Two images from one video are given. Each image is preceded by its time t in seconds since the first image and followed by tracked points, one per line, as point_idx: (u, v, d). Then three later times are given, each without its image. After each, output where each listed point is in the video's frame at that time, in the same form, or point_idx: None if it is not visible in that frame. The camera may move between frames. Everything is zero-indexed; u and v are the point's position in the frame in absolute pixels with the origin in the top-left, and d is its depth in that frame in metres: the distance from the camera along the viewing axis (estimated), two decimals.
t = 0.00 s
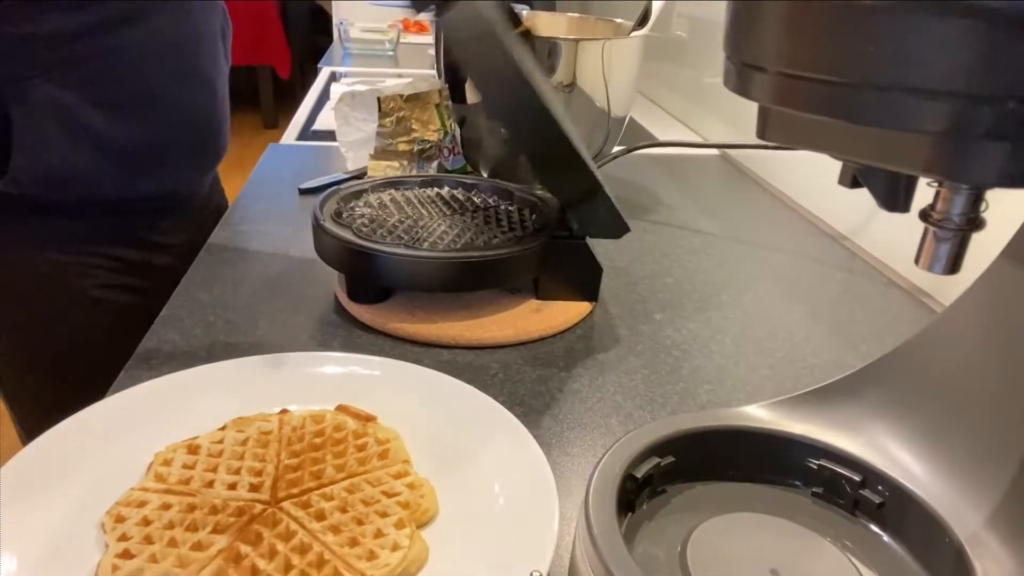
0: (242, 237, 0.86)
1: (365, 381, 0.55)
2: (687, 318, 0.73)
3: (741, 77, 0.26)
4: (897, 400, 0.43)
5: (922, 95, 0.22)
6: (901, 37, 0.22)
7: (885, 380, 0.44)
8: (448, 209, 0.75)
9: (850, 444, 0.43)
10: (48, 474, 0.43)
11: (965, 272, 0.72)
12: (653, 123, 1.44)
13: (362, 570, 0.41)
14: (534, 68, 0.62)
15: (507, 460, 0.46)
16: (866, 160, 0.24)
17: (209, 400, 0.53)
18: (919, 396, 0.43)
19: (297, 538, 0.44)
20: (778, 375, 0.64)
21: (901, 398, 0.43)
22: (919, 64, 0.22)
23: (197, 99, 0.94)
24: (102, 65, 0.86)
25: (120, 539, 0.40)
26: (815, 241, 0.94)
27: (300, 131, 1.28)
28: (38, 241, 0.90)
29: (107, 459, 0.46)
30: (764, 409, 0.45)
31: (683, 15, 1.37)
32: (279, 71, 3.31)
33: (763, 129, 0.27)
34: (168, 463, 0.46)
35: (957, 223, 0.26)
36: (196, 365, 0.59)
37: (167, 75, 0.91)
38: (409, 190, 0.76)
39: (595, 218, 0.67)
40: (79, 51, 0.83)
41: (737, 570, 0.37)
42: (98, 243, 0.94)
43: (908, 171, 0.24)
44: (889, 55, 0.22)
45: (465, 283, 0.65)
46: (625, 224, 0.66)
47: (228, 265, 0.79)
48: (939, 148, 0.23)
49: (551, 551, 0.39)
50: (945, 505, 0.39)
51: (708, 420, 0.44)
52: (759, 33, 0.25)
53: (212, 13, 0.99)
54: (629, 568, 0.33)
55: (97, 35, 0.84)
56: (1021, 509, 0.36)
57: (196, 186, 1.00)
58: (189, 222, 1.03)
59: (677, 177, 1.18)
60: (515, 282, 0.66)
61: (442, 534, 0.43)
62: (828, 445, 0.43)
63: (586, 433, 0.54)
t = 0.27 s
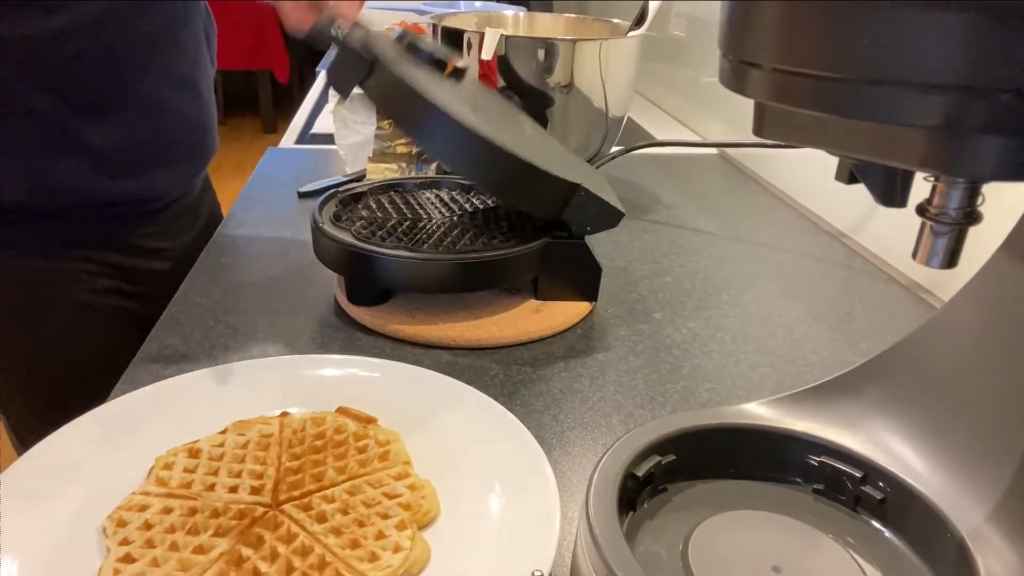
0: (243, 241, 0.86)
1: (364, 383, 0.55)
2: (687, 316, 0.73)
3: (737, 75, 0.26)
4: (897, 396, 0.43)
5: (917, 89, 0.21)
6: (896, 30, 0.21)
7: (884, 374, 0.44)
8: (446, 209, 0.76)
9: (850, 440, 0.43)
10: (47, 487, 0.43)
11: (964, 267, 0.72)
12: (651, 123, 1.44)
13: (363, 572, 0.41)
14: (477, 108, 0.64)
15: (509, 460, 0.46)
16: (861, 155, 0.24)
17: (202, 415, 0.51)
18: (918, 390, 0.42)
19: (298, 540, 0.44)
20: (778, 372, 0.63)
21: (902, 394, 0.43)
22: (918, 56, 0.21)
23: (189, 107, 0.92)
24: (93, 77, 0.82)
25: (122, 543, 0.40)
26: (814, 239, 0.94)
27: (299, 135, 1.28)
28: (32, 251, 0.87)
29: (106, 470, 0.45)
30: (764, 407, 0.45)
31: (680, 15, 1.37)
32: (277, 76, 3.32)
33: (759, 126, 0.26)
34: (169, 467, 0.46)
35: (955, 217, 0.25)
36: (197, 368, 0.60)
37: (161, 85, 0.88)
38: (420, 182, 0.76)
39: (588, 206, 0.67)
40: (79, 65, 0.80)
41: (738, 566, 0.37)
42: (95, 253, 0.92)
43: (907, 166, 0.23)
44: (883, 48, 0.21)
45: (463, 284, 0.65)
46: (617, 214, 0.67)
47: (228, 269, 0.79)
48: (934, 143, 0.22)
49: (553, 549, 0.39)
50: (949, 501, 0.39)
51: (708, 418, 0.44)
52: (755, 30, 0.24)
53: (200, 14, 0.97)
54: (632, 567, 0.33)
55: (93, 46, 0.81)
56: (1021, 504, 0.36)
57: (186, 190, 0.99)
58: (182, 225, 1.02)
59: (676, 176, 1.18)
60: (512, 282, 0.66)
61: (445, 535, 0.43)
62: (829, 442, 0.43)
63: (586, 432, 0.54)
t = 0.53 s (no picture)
0: (242, 241, 0.86)
1: (364, 383, 0.55)
2: (687, 316, 0.73)
3: (737, 74, 0.26)
4: (897, 396, 0.43)
5: (916, 88, 0.21)
6: (896, 29, 0.21)
7: (884, 373, 0.44)
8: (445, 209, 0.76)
9: (850, 439, 0.43)
10: (47, 487, 0.43)
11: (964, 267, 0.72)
12: (651, 122, 1.44)
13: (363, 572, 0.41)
14: (455, 150, 0.65)
15: (509, 460, 0.46)
16: (860, 154, 0.24)
17: (194, 412, 0.51)
18: (918, 389, 0.42)
19: (298, 540, 0.44)
20: (778, 372, 0.63)
21: (902, 394, 0.43)
22: (918, 55, 0.21)
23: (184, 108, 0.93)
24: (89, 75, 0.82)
25: (122, 544, 0.40)
26: (814, 238, 0.94)
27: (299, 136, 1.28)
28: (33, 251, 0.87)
29: (105, 469, 0.45)
30: (763, 406, 0.45)
31: (679, 15, 1.37)
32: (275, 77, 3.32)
33: (759, 125, 0.26)
34: (169, 468, 0.46)
35: (955, 216, 0.25)
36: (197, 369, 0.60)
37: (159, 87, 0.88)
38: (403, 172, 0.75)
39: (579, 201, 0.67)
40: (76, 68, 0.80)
41: (737, 564, 0.37)
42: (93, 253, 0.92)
43: (903, 165, 0.23)
44: (882, 48, 0.21)
45: (462, 284, 0.65)
46: (609, 206, 0.67)
47: (228, 270, 0.79)
48: (933, 142, 0.22)
49: (552, 549, 0.39)
50: (949, 500, 0.39)
51: (708, 417, 0.44)
52: (756, 29, 0.24)
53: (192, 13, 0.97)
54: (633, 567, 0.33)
55: (90, 51, 0.81)
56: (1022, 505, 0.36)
57: (179, 190, 0.99)
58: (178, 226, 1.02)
59: (676, 176, 1.18)
60: (511, 282, 0.66)
61: (445, 535, 0.43)
62: (829, 442, 0.43)
63: (586, 432, 0.54)
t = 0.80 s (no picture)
0: (242, 242, 0.86)
1: (364, 384, 0.55)
2: (687, 316, 0.73)
3: (737, 73, 0.26)
4: (897, 396, 0.43)
5: (914, 87, 0.21)
6: (893, 28, 0.21)
7: (884, 373, 0.44)
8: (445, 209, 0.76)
9: (850, 439, 0.43)
10: (47, 486, 0.43)
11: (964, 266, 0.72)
12: (651, 122, 1.44)
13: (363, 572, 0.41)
14: (443, 176, 0.69)
15: (509, 460, 0.46)
16: (859, 152, 0.24)
17: (195, 414, 0.51)
18: (918, 389, 0.42)
19: (298, 541, 0.44)
20: (779, 371, 0.63)
21: (902, 394, 0.43)
22: (917, 54, 0.21)
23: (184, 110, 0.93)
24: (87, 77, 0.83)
25: (122, 545, 0.40)
26: (814, 238, 0.94)
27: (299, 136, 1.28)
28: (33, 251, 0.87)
29: (105, 469, 0.45)
30: (763, 405, 0.45)
31: (679, 14, 1.37)
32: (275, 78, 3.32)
33: (758, 125, 0.26)
34: (169, 468, 0.46)
35: (954, 215, 0.25)
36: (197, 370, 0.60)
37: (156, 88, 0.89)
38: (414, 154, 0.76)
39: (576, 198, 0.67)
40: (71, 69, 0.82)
41: (739, 563, 0.37)
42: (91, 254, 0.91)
43: (903, 164, 0.23)
44: (882, 47, 0.21)
45: (462, 284, 0.65)
46: (603, 203, 0.67)
47: (228, 270, 0.79)
48: (932, 140, 0.22)
49: (553, 548, 0.39)
50: (949, 500, 0.39)
51: (708, 417, 0.44)
52: (755, 28, 0.24)
53: (190, 15, 0.97)
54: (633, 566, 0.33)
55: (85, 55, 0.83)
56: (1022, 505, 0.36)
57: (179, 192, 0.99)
58: (178, 226, 1.02)
59: (676, 176, 1.18)
60: (512, 282, 0.66)
61: (446, 535, 0.43)
62: (830, 441, 0.43)
63: (587, 432, 0.54)
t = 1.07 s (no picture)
0: (242, 242, 0.86)
1: (364, 384, 0.55)
2: (687, 316, 0.73)
3: (738, 74, 0.26)
4: (896, 395, 0.43)
5: (914, 86, 0.21)
6: (893, 27, 0.21)
7: (884, 372, 0.44)
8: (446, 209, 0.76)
9: (850, 439, 0.43)
10: (48, 487, 0.43)
11: (963, 265, 0.72)
12: (650, 122, 1.44)
13: (363, 572, 0.41)
14: (443, 180, 0.69)
15: (509, 460, 0.46)
16: (859, 152, 0.24)
17: (200, 416, 0.51)
18: (918, 388, 0.42)
19: (298, 540, 0.44)
20: (779, 371, 0.63)
21: (902, 393, 0.43)
22: (918, 55, 0.21)
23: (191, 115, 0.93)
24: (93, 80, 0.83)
25: (123, 545, 0.40)
26: (814, 238, 0.94)
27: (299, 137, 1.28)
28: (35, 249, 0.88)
29: (106, 469, 0.45)
30: (763, 405, 0.45)
31: (679, 14, 1.37)
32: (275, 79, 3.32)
33: (759, 125, 0.26)
34: (169, 468, 0.46)
35: (953, 215, 0.25)
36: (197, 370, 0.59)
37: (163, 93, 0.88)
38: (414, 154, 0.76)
39: (576, 198, 0.67)
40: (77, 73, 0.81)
41: (739, 563, 0.37)
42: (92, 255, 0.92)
43: (902, 164, 0.23)
44: (883, 47, 0.21)
45: (461, 285, 0.65)
46: (603, 204, 0.68)
47: (228, 270, 0.79)
48: (932, 139, 0.22)
49: (554, 548, 0.39)
50: (948, 499, 0.39)
51: (708, 417, 0.44)
52: (756, 27, 0.24)
53: (195, 15, 0.97)
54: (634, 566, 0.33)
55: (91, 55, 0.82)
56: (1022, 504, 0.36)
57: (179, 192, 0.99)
58: (180, 230, 1.02)
59: (676, 176, 1.18)
60: (511, 282, 0.66)
61: (446, 536, 0.43)
62: (830, 441, 0.43)
63: (586, 432, 0.54)
